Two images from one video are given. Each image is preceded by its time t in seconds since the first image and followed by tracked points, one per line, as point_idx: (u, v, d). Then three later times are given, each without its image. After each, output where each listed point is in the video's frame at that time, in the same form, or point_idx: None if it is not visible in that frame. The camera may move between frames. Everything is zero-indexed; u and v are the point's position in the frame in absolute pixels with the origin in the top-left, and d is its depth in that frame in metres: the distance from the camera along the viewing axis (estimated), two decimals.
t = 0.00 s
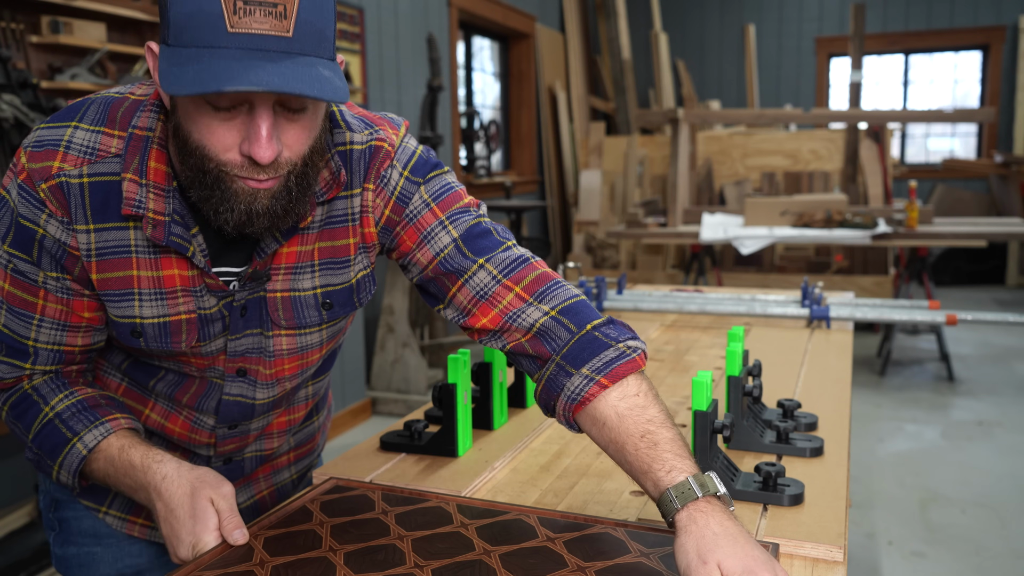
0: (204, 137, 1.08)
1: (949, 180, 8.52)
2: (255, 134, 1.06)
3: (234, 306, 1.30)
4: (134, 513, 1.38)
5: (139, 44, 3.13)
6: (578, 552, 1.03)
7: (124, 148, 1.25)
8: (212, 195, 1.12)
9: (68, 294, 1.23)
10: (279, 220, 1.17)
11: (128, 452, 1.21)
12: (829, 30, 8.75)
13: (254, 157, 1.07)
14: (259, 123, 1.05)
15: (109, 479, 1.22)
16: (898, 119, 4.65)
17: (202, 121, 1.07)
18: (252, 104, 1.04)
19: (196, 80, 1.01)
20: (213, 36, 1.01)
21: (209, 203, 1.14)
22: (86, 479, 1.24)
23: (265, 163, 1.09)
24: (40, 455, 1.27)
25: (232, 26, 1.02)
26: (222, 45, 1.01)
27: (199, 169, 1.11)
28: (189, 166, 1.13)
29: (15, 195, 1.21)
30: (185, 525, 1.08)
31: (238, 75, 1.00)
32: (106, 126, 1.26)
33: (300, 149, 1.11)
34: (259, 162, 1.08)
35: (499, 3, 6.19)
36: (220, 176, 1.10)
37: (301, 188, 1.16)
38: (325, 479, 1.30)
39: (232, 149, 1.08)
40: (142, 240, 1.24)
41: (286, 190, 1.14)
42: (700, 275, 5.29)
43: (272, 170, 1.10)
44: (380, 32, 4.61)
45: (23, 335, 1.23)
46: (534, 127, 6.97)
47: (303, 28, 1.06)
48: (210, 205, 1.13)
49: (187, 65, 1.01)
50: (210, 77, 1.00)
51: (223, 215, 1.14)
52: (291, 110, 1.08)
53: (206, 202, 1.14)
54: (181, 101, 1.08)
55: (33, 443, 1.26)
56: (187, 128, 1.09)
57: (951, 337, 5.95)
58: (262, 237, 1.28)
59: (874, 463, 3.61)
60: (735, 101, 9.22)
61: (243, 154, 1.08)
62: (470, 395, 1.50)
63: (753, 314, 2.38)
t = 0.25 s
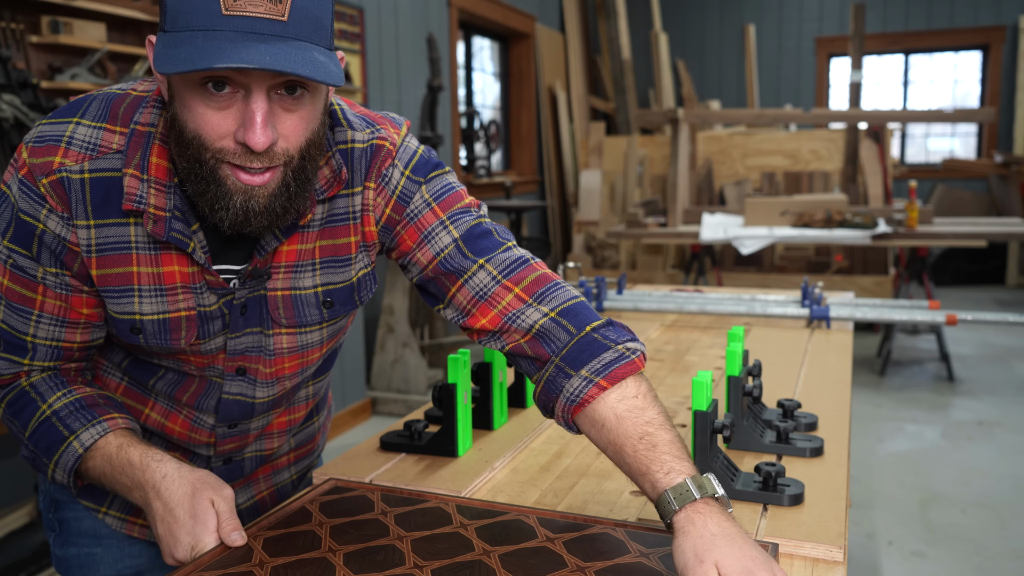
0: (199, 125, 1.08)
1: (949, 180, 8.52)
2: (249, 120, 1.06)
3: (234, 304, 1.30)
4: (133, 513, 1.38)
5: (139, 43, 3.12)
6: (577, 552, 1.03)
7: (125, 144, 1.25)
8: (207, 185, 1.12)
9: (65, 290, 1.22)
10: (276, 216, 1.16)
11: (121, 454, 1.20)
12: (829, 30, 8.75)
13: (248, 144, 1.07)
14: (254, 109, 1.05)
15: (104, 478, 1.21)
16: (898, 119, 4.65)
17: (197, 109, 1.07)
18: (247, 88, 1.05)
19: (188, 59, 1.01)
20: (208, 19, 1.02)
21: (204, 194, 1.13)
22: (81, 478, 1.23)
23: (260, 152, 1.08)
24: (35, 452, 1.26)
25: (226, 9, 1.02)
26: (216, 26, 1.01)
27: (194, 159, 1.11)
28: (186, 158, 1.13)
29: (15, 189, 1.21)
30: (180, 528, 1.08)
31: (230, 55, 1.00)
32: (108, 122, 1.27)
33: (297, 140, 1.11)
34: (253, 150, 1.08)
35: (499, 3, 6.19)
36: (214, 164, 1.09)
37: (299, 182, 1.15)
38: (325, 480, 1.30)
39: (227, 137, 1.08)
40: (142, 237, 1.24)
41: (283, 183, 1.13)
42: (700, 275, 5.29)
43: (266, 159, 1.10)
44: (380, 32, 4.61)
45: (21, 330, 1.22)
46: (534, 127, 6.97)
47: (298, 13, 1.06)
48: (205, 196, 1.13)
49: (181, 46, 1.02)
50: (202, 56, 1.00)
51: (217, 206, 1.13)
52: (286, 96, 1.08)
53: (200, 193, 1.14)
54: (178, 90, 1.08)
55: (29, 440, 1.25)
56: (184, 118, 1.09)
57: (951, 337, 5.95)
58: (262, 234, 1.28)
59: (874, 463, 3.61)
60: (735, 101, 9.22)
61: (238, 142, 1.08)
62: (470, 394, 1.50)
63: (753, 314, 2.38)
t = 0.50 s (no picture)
0: (198, 110, 1.07)
1: (949, 180, 8.51)
2: (249, 101, 1.06)
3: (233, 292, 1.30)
4: (131, 514, 1.37)
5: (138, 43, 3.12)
6: (577, 552, 1.03)
7: (122, 136, 1.25)
8: (205, 169, 1.12)
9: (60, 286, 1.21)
10: (275, 198, 1.17)
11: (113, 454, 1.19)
12: (829, 30, 8.76)
13: (248, 127, 1.07)
14: (252, 92, 1.05)
15: (97, 477, 1.19)
16: (898, 119, 4.64)
17: (195, 93, 1.07)
18: (244, 71, 1.04)
19: (189, 41, 1.01)
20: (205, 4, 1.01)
21: (202, 178, 1.13)
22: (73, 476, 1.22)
23: (259, 135, 1.09)
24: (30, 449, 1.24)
25: None
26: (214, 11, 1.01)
27: (191, 143, 1.11)
28: (183, 144, 1.13)
29: (11, 186, 1.19)
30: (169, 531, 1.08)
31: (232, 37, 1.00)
32: (104, 116, 1.26)
33: (295, 124, 1.11)
34: (252, 133, 1.08)
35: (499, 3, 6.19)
36: (214, 149, 1.09)
37: (297, 165, 1.16)
38: (324, 480, 1.30)
39: (226, 121, 1.08)
40: (142, 228, 1.24)
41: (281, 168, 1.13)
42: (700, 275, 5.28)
43: (265, 141, 1.10)
44: (380, 32, 4.61)
45: (16, 328, 1.21)
46: (534, 127, 6.97)
47: None
48: (205, 182, 1.13)
49: (181, 30, 1.01)
50: (200, 39, 1.00)
51: (218, 191, 1.13)
52: (283, 80, 1.08)
53: (200, 179, 1.14)
54: (175, 74, 1.08)
55: (22, 438, 1.24)
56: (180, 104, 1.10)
57: (951, 337, 5.95)
58: (260, 219, 1.29)
59: (874, 463, 3.61)
60: (735, 101, 9.22)
61: (238, 126, 1.08)
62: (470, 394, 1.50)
63: (753, 314, 2.38)
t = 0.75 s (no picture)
0: (200, 91, 1.08)
1: (948, 180, 8.52)
2: (250, 73, 1.06)
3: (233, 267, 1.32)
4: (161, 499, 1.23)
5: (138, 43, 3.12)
6: (577, 552, 1.03)
7: (106, 125, 1.23)
8: (208, 148, 1.13)
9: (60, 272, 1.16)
10: (274, 166, 1.20)
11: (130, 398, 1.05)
12: (829, 30, 8.76)
13: (255, 103, 1.08)
14: (258, 70, 1.06)
15: (115, 431, 1.04)
16: (898, 119, 4.64)
17: (197, 75, 1.07)
18: (250, 52, 1.05)
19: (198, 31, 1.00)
20: None
21: (205, 157, 1.14)
22: (91, 443, 1.08)
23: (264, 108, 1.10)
24: (40, 431, 1.10)
25: None
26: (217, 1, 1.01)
27: (189, 123, 1.11)
28: (178, 125, 1.14)
29: None
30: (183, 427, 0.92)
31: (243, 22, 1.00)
32: (85, 108, 1.24)
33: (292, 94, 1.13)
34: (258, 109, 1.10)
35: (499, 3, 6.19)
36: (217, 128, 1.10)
37: (289, 133, 1.19)
38: (324, 480, 1.30)
39: (231, 98, 1.09)
40: (138, 212, 1.23)
41: (277, 137, 1.16)
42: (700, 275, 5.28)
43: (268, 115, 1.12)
44: (380, 32, 4.61)
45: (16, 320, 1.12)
46: (534, 127, 6.97)
47: None
48: (208, 161, 1.15)
49: (187, 23, 1.01)
50: (207, 28, 1.00)
51: (222, 167, 1.15)
52: (282, 57, 1.10)
53: (202, 158, 1.15)
54: (174, 59, 1.08)
55: (31, 420, 1.10)
56: (174, 85, 1.10)
57: (952, 337, 5.95)
58: (252, 190, 1.33)
59: (874, 463, 3.61)
60: (735, 101, 9.22)
61: (243, 102, 1.09)
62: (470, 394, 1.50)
63: (753, 314, 2.37)
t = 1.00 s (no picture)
0: (206, 79, 1.06)
1: (948, 180, 8.52)
2: (266, 52, 1.07)
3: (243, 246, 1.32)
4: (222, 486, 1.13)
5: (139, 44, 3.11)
6: (577, 552, 1.03)
7: (83, 136, 1.16)
8: (212, 134, 1.11)
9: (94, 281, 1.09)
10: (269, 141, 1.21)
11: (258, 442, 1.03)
12: (829, 30, 8.76)
13: (267, 86, 1.09)
14: (271, 56, 1.07)
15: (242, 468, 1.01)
16: (898, 119, 4.64)
17: (204, 65, 1.06)
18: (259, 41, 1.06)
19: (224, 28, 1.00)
20: None
21: (204, 144, 1.13)
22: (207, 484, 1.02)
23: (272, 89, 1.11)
24: (142, 473, 1.04)
25: None
26: None
27: (189, 110, 1.08)
28: (172, 114, 1.10)
29: None
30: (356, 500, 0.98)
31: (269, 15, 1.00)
32: (53, 124, 1.16)
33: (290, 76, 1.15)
34: (267, 92, 1.10)
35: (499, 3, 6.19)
36: (223, 113, 1.09)
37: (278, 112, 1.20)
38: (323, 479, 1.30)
39: (238, 82, 1.09)
40: (146, 213, 1.19)
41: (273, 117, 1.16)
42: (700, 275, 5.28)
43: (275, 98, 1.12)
44: (380, 32, 4.61)
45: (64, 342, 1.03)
46: (534, 127, 6.97)
47: None
48: (211, 147, 1.13)
49: (210, 22, 1.00)
50: (241, 21, 1.00)
51: (226, 152, 1.14)
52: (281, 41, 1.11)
53: (204, 145, 1.13)
54: (175, 51, 1.04)
55: (133, 461, 1.04)
56: (172, 73, 1.06)
57: (951, 337, 5.95)
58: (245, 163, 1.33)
59: (874, 463, 3.61)
60: (735, 101, 9.22)
61: (251, 85, 1.09)
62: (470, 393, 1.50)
63: (753, 314, 2.37)
